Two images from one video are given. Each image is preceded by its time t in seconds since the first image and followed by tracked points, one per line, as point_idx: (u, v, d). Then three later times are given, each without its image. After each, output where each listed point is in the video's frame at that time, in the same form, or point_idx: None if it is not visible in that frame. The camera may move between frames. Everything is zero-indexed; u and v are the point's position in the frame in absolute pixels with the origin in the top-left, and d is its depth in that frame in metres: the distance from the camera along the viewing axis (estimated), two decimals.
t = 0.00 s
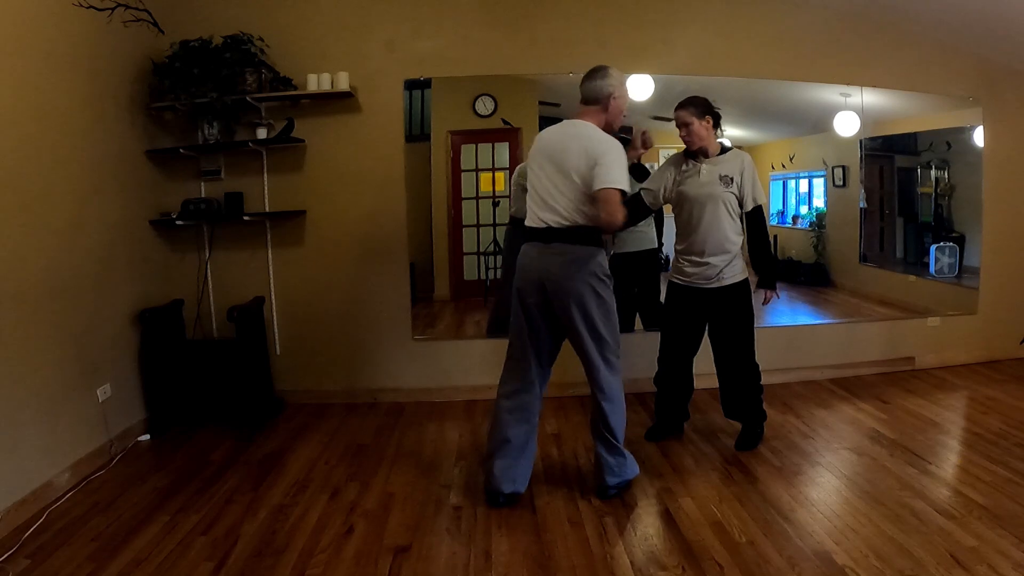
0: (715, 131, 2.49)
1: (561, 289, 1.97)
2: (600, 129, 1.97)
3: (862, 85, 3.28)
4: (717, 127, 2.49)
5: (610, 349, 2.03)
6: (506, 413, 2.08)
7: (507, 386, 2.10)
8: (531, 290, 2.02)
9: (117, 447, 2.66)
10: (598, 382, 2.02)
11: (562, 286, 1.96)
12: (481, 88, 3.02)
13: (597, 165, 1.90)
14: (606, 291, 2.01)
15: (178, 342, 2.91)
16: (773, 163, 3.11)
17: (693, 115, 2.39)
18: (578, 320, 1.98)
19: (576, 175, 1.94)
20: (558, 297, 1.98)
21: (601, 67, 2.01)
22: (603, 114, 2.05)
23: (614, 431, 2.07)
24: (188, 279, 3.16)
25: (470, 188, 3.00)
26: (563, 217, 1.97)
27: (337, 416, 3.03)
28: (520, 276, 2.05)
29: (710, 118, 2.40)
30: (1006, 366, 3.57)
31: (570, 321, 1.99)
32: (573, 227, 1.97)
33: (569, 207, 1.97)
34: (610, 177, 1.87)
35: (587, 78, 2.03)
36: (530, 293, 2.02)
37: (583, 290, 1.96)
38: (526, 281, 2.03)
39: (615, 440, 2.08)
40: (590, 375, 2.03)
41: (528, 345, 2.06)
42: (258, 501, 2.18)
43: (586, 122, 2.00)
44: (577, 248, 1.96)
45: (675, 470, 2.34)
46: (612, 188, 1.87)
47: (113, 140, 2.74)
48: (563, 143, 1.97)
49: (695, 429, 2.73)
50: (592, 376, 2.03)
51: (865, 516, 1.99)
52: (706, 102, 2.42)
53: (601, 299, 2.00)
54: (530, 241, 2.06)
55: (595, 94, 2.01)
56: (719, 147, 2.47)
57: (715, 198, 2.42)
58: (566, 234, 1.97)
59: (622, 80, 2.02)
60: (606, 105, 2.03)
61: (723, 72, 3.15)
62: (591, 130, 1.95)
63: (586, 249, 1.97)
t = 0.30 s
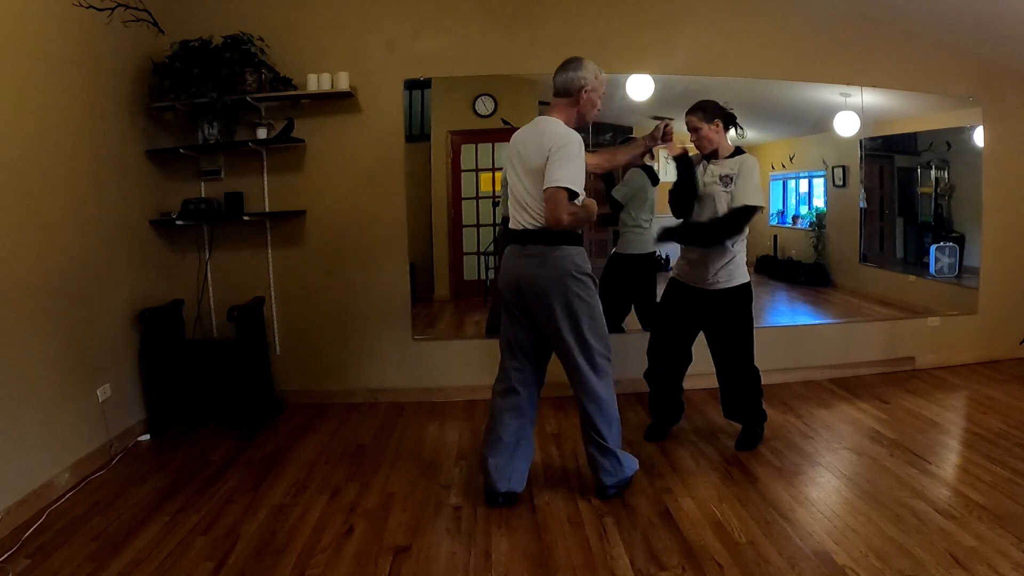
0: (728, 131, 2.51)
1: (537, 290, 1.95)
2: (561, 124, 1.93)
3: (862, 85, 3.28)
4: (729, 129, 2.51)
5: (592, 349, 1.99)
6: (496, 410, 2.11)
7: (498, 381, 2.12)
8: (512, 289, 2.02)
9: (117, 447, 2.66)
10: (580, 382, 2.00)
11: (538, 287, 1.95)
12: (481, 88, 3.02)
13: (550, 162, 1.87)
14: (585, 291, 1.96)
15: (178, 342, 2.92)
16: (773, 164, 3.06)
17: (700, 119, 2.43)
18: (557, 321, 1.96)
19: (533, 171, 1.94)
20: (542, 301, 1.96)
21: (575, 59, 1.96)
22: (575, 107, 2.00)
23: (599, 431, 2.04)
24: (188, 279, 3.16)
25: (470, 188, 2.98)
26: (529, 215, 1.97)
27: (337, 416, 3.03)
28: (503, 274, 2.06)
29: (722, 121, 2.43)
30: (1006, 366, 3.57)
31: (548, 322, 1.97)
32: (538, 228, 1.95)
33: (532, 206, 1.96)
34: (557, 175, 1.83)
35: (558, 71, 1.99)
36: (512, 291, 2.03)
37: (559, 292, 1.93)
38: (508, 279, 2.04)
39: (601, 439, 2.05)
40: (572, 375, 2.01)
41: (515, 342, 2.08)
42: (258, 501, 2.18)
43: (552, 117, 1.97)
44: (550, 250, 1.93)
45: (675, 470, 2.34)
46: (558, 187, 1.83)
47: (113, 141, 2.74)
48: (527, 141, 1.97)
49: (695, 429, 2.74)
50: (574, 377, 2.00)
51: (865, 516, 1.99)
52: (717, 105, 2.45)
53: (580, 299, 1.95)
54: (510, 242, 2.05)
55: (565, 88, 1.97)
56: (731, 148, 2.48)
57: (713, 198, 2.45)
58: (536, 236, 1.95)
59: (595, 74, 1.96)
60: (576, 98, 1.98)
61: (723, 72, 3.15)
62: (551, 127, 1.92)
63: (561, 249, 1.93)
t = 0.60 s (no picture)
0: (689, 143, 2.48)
1: (538, 290, 1.95)
2: (558, 124, 1.93)
3: (862, 85, 3.27)
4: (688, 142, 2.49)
5: (592, 350, 1.99)
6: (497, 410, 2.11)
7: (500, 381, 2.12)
8: (513, 289, 2.03)
9: (117, 447, 2.66)
10: (581, 383, 2.00)
11: (538, 287, 1.95)
12: (481, 88, 3.02)
13: (543, 163, 1.87)
14: (586, 290, 1.96)
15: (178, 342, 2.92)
16: (773, 164, 3.14)
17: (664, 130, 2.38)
18: (558, 321, 1.96)
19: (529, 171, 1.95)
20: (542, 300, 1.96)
21: (577, 58, 1.95)
22: (575, 106, 2.00)
23: (598, 431, 2.04)
24: (188, 279, 3.16)
25: (470, 188, 2.99)
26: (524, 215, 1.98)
27: (337, 416, 3.03)
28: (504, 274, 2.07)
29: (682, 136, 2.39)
30: (1006, 366, 3.57)
31: (549, 321, 1.97)
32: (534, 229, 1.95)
33: (528, 206, 1.97)
34: (547, 178, 1.84)
35: (559, 69, 1.98)
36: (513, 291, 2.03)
37: (560, 291, 1.93)
38: (508, 279, 2.04)
39: (601, 440, 2.05)
40: (573, 375, 2.01)
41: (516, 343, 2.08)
42: (258, 501, 2.18)
43: (549, 117, 1.98)
44: (550, 249, 1.93)
45: (675, 470, 2.34)
46: (549, 190, 1.84)
47: (113, 141, 2.74)
48: (524, 140, 1.98)
49: (695, 430, 2.74)
50: (574, 377, 2.00)
51: (865, 516, 1.99)
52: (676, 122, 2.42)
53: (580, 299, 1.95)
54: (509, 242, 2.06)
55: (564, 86, 1.97)
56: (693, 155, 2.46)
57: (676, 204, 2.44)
58: (534, 236, 1.95)
59: (597, 74, 1.95)
60: (575, 98, 1.98)
61: (723, 72, 3.14)
62: (547, 126, 1.93)
63: (561, 249, 1.93)
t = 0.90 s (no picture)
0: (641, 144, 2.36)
1: (538, 291, 1.95)
2: (560, 124, 1.93)
3: (862, 85, 3.27)
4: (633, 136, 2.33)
5: (592, 350, 1.99)
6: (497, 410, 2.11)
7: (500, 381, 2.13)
8: (514, 289, 2.03)
9: (117, 447, 2.66)
10: (581, 383, 2.00)
11: (538, 288, 1.95)
12: (481, 88, 3.02)
13: (550, 165, 1.87)
14: (587, 291, 1.96)
15: (177, 342, 2.92)
16: (773, 163, 3.20)
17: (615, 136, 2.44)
18: (558, 321, 1.95)
19: (533, 174, 1.94)
20: (543, 301, 1.96)
21: (581, 59, 1.95)
22: (577, 107, 2.00)
23: (598, 431, 2.04)
24: (188, 279, 3.16)
25: (470, 188, 3.00)
26: (529, 217, 1.97)
27: (337, 416, 3.03)
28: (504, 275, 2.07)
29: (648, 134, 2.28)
30: (1006, 366, 3.57)
31: (549, 322, 1.97)
32: (537, 230, 1.95)
33: (533, 207, 1.96)
34: (558, 180, 1.83)
35: (561, 70, 1.98)
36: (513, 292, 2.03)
37: (560, 292, 1.93)
38: (508, 280, 2.04)
39: (601, 440, 2.05)
40: (573, 375, 2.01)
41: (515, 343, 2.08)
42: (258, 501, 2.18)
43: (550, 117, 1.97)
44: (550, 250, 1.93)
45: (675, 470, 2.34)
46: (560, 193, 1.84)
47: (113, 141, 2.74)
48: (525, 141, 1.96)
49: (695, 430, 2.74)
50: (574, 377, 2.01)
51: (865, 516, 1.99)
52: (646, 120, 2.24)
53: (580, 300, 1.95)
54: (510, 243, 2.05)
55: (567, 88, 1.96)
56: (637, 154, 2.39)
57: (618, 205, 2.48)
58: (536, 236, 1.95)
59: (599, 76, 1.96)
60: (577, 98, 1.98)
61: (723, 72, 3.14)
62: (549, 127, 1.92)
63: (561, 249, 1.93)
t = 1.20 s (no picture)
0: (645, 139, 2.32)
1: (536, 291, 1.95)
2: (557, 125, 1.93)
3: (862, 85, 3.27)
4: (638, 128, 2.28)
5: (590, 350, 1.99)
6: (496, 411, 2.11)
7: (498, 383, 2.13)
8: (511, 290, 2.02)
9: (117, 447, 2.66)
10: (579, 384, 2.00)
11: (536, 288, 1.95)
12: (481, 88, 3.02)
13: (545, 164, 1.87)
14: (584, 291, 1.96)
15: (178, 342, 2.92)
16: (773, 163, 3.20)
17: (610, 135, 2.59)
18: (555, 321, 1.95)
19: (529, 174, 1.95)
20: (540, 300, 1.96)
21: (581, 61, 1.95)
22: (577, 108, 2.00)
23: (596, 431, 2.04)
24: (188, 279, 3.16)
25: (470, 188, 3.00)
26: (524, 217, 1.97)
27: (337, 416, 3.03)
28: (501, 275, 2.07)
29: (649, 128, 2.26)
30: (1006, 366, 3.57)
31: (547, 322, 1.97)
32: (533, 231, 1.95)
33: (529, 206, 1.96)
34: (553, 180, 1.83)
35: (562, 70, 1.98)
36: (511, 293, 2.03)
37: (558, 292, 1.93)
38: (505, 280, 2.04)
39: (600, 440, 2.05)
40: (571, 376, 2.01)
41: (513, 344, 2.08)
42: (258, 501, 2.18)
43: (548, 117, 1.97)
44: (548, 250, 1.93)
45: (675, 470, 2.34)
46: (553, 192, 1.84)
47: (113, 141, 2.74)
48: (523, 140, 1.97)
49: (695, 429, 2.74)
50: (572, 377, 2.01)
51: (865, 516, 1.99)
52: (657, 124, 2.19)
53: (578, 300, 1.95)
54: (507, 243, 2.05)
55: (566, 87, 1.96)
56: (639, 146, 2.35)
57: (609, 199, 2.60)
58: (533, 236, 1.95)
59: (598, 78, 1.97)
60: (576, 100, 1.98)
61: (723, 72, 3.14)
62: (547, 127, 1.92)
63: (557, 249, 1.93)
